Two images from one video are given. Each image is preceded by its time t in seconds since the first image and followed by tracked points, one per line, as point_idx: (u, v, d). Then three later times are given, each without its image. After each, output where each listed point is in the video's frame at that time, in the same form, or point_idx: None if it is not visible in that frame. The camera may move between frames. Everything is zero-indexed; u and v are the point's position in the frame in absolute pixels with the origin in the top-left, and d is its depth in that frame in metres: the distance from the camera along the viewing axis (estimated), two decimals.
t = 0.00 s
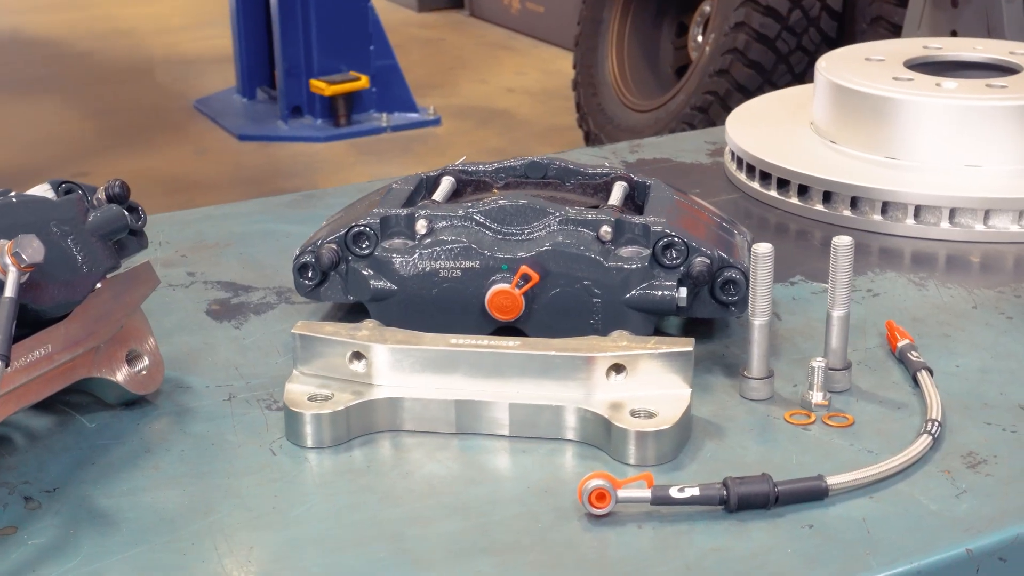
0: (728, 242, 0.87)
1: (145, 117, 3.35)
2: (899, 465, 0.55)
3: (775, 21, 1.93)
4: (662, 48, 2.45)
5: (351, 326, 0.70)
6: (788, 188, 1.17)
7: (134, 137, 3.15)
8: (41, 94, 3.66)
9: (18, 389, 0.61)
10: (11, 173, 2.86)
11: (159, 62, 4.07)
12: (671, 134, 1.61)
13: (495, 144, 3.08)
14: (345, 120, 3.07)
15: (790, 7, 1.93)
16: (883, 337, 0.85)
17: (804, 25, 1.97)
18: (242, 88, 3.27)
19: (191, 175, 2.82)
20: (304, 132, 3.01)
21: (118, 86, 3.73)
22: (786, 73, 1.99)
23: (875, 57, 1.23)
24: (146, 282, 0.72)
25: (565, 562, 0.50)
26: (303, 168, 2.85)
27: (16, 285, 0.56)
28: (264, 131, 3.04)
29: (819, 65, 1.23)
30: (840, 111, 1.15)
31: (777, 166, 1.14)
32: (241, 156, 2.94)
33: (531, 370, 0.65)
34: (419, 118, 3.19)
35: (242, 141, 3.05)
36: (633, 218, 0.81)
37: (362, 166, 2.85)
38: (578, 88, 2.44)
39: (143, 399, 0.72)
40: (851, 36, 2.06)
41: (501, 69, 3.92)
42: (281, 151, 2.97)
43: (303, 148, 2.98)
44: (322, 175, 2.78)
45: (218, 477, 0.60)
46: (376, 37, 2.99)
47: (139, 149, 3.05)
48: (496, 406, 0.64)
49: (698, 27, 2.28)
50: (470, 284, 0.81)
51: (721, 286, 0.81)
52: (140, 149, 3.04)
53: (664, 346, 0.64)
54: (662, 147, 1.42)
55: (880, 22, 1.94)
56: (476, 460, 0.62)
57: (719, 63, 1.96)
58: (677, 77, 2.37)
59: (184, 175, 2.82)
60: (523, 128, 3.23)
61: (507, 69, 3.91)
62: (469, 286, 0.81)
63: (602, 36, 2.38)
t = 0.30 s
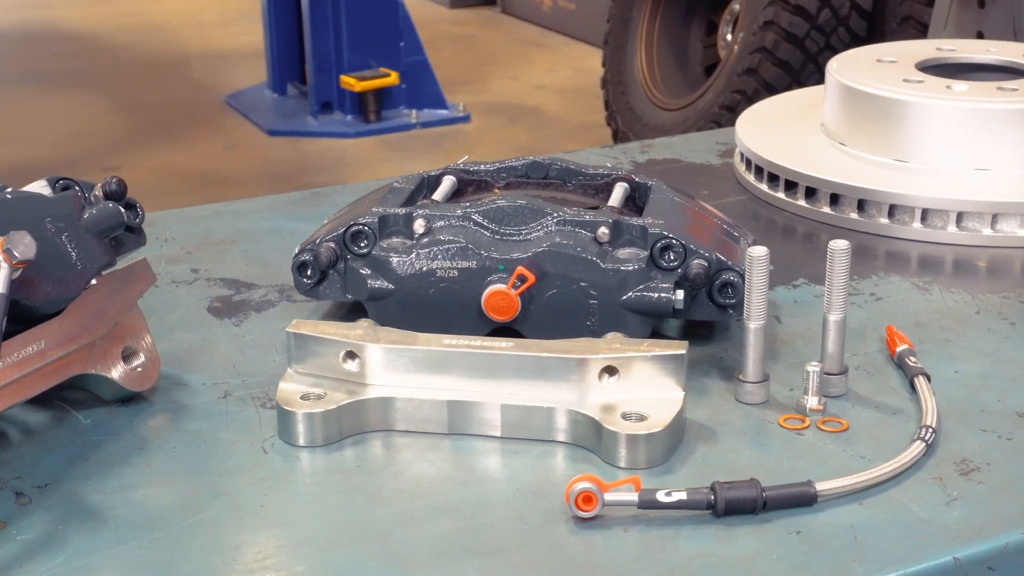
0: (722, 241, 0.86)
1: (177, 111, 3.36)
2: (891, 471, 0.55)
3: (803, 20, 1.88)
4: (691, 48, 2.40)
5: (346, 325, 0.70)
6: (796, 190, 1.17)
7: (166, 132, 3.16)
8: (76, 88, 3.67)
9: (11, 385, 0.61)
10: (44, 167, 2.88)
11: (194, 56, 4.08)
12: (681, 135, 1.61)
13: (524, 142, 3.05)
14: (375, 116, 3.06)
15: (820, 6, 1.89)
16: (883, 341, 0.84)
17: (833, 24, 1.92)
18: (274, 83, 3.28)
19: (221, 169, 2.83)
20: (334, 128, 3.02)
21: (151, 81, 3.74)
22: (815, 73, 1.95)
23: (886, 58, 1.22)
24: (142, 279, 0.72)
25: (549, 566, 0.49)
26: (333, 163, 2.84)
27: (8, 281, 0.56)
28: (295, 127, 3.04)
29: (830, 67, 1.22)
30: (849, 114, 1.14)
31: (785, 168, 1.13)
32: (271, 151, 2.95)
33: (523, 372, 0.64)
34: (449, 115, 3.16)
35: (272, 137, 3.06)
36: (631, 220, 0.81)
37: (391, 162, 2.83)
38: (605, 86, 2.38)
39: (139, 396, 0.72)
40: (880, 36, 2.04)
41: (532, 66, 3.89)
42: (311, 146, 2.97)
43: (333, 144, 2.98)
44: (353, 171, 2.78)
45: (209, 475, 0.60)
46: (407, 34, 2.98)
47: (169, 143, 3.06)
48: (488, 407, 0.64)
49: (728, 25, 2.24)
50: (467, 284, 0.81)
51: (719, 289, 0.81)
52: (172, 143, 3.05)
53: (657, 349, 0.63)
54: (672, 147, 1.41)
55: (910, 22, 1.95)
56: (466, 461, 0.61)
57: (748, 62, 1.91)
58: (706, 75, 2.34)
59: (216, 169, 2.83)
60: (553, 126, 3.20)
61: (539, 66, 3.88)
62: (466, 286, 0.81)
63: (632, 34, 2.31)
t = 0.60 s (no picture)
0: (719, 241, 0.85)
1: (209, 104, 3.35)
2: (882, 476, 0.54)
3: (833, 18, 1.83)
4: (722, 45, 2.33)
5: (342, 323, 0.70)
6: (803, 191, 1.16)
7: (198, 125, 3.15)
8: (111, 79, 3.68)
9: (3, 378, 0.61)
10: (75, 157, 2.89)
11: (228, 50, 4.07)
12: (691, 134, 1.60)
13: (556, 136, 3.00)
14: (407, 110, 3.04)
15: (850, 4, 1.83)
16: (882, 345, 0.84)
17: (863, 22, 1.86)
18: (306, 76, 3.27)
19: (252, 161, 2.82)
20: (365, 121, 2.99)
21: (184, 74, 3.74)
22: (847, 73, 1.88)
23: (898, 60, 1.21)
24: (138, 273, 0.73)
25: (533, 568, 0.49)
26: (365, 157, 2.80)
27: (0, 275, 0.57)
28: (326, 120, 3.02)
29: (841, 67, 1.22)
30: (859, 115, 1.13)
31: (793, 168, 1.13)
32: (302, 143, 2.94)
33: (515, 372, 0.64)
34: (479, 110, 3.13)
35: (303, 130, 3.04)
36: (628, 220, 0.81)
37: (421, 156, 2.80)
38: (635, 82, 2.31)
39: (135, 390, 0.72)
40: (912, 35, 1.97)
41: (564, 61, 3.84)
42: (344, 139, 2.94)
43: (366, 137, 2.95)
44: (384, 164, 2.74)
45: (200, 471, 0.61)
46: (438, 28, 2.97)
47: (200, 135, 3.06)
48: (478, 406, 0.64)
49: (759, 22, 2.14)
50: (463, 283, 0.81)
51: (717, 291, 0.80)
52: (203, 135, 3.05)
53: (649, 350, 0.63)
54: (683, 146, 1.41)
55: (942, 21, 1.89)
56: (456, 460, 0.61)
57: (777, 59, 1.86)
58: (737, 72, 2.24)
59: (246, 161, 2.82)
60: (585, 121, 3.15)
61: (571, 61, 3.83)
62: (463, 285, 0.81)
63: (662, 31, 2.26)
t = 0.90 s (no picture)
0: (720, 239, 0.85)
1: (244, 97, 3.34)
2: (872, 480, 0.54)
3: (866, 15, 1.79)
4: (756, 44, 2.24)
5: (338, 319, 0.70)
6: (812, 191, 1.16)
7: (233, 117, 3.15)
8: (148, 72, 3.69)
9: None
10: (97, 148, 2.90)
11: (265, 42, 4.06)
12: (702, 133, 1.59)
13: (588, 132, 2.95)
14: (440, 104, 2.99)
15: (883, 1, 1.80)
16: (882, 347, 0.83)
17: (896, 20, 1.83)
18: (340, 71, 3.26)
19: (287, 153, 2.80)
20: (398, 115, 2.95)
21: (218, 67, 3.73)
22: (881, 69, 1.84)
23: (910, 59, 1.20)
24: (134, 266, 0.73)
25: (516, 568, 0.49)
26: (399, 151, 2.77)
27: None
28: (359, 113, 3.00)
29: (853, 66, 1.21)
30: (870, 115, 1.13)
31: (802, 168, 1.13)
32: (336, 136, 2.91)
33: (507, 370, 0.64)
34: (513, 104, 3.06)
35: (337, 123, 3.02)
36: (627, 219, 0.80)
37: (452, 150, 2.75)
38: (668, 78, 2.25)
39: (131, 383, 0.72)
40: (945, 34, 1.93)
41: (599, 57, 3.78)
42: (376, 133, 2.91)
43: (398, 131, 2.92)
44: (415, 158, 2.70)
45: (191, 465, 0.61)
46: (472, 23, 2.92)
47: (233, 128, 3.05)
48: (470, 403, 0.64)
49: (792, 19, 2.07)
50: (460, 280, 0.81)
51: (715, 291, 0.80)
52: (230, 128, 3.05)
53: (642, 350, 0.63)
54: (695, 144, 1.40)
55: (975, 19, 1.87)
56: (446, 457, 0.61)
57: (809, 56, 1.81)
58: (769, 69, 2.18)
59: (280, 153, 2.81)
60: (619, 117, 3.09)
61: (606, 57, 3.76)
62: (460, 281, 0.81)
63: (694, 27, 2.18)
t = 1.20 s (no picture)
0: (717, 230, 0.85)
1: (275, 89, 3.31)
2: (864, 483, 0.54)
3: (898, 13, 1.75)
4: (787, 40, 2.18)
5: (335, 313, 0.70)
6: (822, 190, 1.15)
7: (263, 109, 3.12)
8: (171, 62, 3.69)
9: None
10: (112, 137, 2.91)
11: (287, 33, 4.04)
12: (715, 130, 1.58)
13: (617, 127, 2.89)
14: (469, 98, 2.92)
15: None
16: (884, 348, 0.82)
17: (928, 18, 1.78)
18: (370, 63, 3.20)
19: (318, 147, 2.77)
20: (428, 109, 2.90)
21: (241, 58, 3.72)
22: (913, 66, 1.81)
23: (925, 58, 1.19)
24: (133, 260, 0.73)
25: (501, 566, 0.49)
26: (428, 145, 2.72)
27: None
28: (389, 107, 2.94)
29: (866, 65, 1.20)
30: (882, 114, 1.12)
31: (812, 167, 1.12)
32: (365, 130, 2.88)
33: (502, 367, 0.64)
34: (542, 99, 3.02)
35: (366, 117, 2.97)
36: (627, 216, 0.80)
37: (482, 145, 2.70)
38: (696, 74, 2.16)
39: (129, 375, 0.73)
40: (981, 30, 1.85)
41: (630, 52, 3.69)
42: (406, 127, 2.86)
43: (426, 125, 2.86)
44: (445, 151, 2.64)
45: (184, 457, 0.61)
46: (503, 17, 2.86)
47: (263, 120, 3.03)
48: (463, 400, 0.63)
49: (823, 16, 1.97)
50: (460, 276, 0.81)
51: (715, 290, 0.79)
52: (245, 118, 3.05)
53: (637, 348, 0.63)
54: (707, 141, 1.39)
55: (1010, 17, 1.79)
56: (438, 453, 0.61)
57: (840, 54, 1.78)
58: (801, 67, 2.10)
59: (309, 146, 2.78)
60: (649, 113, 3.03)
61: (637, 52, 3.69)
62: (459, 277, 0.81)
63: (725, 24, 2.13)
